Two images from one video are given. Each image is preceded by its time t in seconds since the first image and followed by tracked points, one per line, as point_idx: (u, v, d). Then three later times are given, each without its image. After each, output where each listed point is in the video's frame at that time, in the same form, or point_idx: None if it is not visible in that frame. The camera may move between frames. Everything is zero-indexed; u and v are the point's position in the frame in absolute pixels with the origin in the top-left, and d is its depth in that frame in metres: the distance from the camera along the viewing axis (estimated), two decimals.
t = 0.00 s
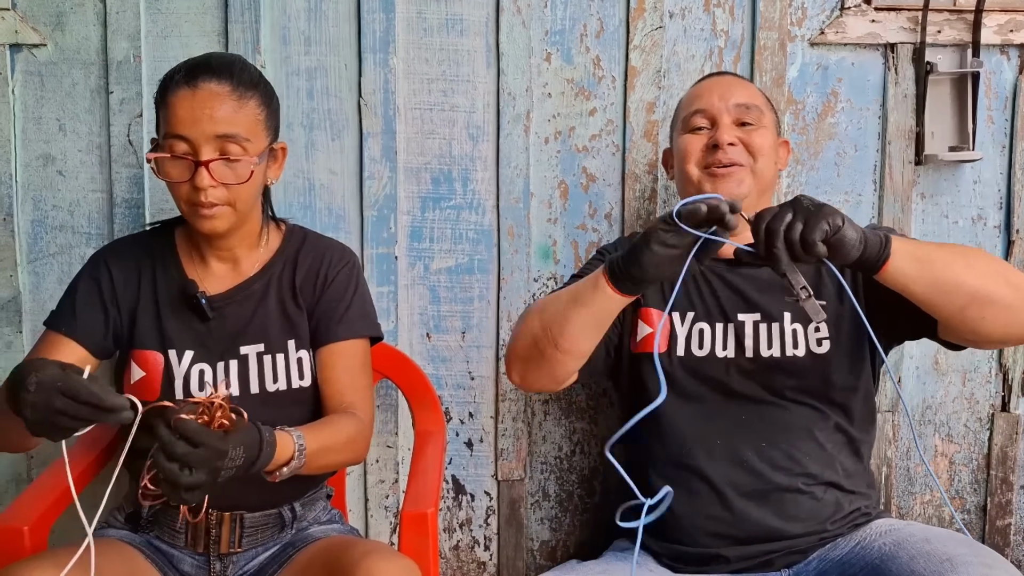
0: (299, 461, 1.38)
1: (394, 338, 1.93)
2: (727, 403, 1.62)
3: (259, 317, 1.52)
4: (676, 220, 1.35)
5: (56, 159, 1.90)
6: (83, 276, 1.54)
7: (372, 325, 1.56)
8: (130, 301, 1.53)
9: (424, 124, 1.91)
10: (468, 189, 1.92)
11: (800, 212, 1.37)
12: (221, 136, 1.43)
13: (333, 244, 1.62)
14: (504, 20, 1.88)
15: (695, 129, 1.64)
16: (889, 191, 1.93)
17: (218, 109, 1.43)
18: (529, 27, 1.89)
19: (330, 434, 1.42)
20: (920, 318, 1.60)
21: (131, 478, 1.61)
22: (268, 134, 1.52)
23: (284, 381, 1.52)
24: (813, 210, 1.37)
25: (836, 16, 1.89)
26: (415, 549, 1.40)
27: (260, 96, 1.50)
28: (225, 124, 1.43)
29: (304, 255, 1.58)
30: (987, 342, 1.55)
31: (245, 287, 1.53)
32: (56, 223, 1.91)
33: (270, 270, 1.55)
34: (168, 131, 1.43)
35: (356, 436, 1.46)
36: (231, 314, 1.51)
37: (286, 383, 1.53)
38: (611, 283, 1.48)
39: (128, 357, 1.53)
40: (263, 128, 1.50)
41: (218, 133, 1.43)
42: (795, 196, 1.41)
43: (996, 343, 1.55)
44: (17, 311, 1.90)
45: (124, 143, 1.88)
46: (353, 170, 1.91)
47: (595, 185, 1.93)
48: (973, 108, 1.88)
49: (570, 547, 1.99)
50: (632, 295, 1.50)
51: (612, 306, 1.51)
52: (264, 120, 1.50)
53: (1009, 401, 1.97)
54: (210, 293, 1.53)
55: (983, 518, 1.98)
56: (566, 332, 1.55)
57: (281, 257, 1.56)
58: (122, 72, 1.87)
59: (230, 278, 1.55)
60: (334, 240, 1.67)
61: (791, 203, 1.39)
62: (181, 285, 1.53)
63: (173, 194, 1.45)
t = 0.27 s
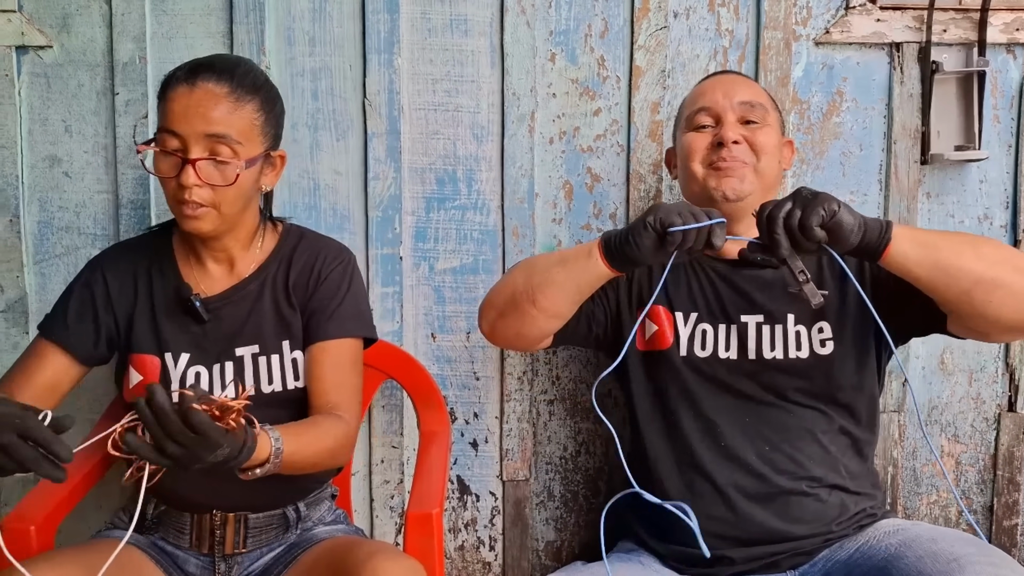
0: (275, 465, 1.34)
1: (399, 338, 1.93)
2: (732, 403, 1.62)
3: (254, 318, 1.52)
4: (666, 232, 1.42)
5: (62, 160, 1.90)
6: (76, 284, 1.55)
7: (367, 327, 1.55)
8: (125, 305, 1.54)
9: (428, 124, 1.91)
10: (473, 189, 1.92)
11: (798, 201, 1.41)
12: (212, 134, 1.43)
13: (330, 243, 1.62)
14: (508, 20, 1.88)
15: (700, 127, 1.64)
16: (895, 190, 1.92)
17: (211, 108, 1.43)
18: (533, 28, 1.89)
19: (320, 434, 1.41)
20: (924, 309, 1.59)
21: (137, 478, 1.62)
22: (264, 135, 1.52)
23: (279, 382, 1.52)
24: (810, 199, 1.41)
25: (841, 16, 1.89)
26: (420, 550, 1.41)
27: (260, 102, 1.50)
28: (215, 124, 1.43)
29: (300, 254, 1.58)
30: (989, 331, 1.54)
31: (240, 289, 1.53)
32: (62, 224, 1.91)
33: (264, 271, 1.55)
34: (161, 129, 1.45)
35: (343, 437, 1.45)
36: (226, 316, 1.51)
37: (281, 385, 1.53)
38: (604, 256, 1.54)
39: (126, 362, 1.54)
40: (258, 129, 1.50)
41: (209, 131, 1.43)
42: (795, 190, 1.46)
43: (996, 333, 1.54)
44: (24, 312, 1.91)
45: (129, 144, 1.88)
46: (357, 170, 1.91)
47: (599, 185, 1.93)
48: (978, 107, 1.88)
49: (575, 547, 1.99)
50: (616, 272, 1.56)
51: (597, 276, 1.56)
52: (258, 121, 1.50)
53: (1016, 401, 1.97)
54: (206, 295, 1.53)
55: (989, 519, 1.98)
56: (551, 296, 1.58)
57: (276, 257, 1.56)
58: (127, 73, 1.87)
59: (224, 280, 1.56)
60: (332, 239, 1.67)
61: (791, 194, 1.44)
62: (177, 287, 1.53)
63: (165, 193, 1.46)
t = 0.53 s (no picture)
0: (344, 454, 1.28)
1: (402, 338, 1.94)
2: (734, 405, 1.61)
3: (251, 318, 1.53)
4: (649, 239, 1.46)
5: (65, 162, 1.91)
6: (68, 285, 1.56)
7: (372, 321, 1.55)
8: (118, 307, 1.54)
9: (430, 125, 1.91)
10: (475, 190, 1.93)
11: (798, 202, 1.44)
12: (208, 142, 1.43)
13: (325, 241, 1.62)
14: (510, 21, 1.88)
15: (693, 128, 1.64)
16: (897, 191, 1.92)
17: (206, 114, 1.43)
18: (535, 28, 1.89)
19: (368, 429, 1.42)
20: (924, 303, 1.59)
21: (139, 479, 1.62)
22: (256, 138, 1.51)
23: (276, 383, 1.53)
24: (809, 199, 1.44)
25: (843, 16, 1.89)
26: (422, 550, 1.41)
27: (250, 103, 1.50)
28: (212, 131, 1.43)
29: (295, 253, 1.58)
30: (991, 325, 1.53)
31: (236, 289, 1.53)
32: (66, 225, 1.92)
33: (260, 271, 1.55)
34: (155, 136, 1.43)
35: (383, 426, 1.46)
36: (222, 316, 1.52)
37: (277, 385, 1.53)
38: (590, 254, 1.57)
39: (123, 365, 1.54)
40: (253, 135, 1.50)
41: (205, 139, 1.42)
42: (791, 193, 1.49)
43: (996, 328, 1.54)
44: (28, 312, 1.91)
45: (133, 145, 1.89)
46: (360, 171, 1.92)
47: (602, 185, 1.94)
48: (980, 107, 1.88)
49: (578, 547, 1.99)
50: (599, 267, 1.58)
51: (582, 272, 1.59)
52: (252, 125, 1.49)
53: (1018, 401, 1.97)
54: (201, 295, 1.53)
55: (992, 519, 1.98)
56: (539, 292, 1.60)
57: (272, 257, 1.57)
58: (130, 74, 1.88)
59: (219, 280, 1.56)
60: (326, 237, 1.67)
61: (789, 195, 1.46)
62: (172, 288, 1.53)
63: (161, 199, 1.46)
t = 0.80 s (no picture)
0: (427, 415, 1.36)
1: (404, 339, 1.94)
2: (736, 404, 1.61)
3: (255, 316, 1.53)
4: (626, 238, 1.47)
5: (68, 162, 1.91)
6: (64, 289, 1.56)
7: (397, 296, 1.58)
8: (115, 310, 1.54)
9: (433, 125, 1.92)
10: (477, 190, 1.93)
11: (811, 203, 1.45)
12: (214, 148, 1.44)
13: (324, 236, 1.61)
14: (512, 21, 1.89)
15: (691, 128, 1.64)
16: (899, 190, 1.92)
17: (210, 118, 1.43)
18: (537, 28, 1.89)
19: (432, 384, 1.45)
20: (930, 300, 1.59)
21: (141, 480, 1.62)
22: (257, 139, 1.52)
23: (284, 378, 1.53)
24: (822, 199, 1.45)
25: (845, 16, 1.89)
26: (424, 550, 1.41)
27: (250, 104, 1.50)
28: (217, 136, 1.43)
29: (297, 250, 1.57)
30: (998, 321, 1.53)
31: (239, 288, 1.53)
32: (69, 226, 1.92)
33: (262, 269, 1.55)
34: (159, 142, 1.43)
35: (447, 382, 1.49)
36: (226, 316, 1.52)
37: (285, 380, 1.53)
38: (573, 254, 1.58)
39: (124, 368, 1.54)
40: (256, 139, 1.51)
41: (211, 145, 1.43)
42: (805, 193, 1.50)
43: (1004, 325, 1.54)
44: (30, 312, 1.92)
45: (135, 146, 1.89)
46: (362, 171, 1.92)
47: (604, 186, 1.94)
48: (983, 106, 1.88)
49: (580, 547, 1.99)
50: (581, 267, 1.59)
51: (566, 273, 1.60)
52: (254, 127, 1.50)
53: (1021, 401, 1.96)
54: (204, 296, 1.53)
55: (994, 518, 1.98)
56: (528, 293, 1.61)
57: (273, 255, 1.57)
58: (133, 75, 1.88)
59: (221, 280, 1.56)
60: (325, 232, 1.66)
61: (802, 196, 1.48)
62: (174, 290, 1.53)
63: (167, 205, 1.46)
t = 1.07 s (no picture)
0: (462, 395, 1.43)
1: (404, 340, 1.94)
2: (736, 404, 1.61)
3: (259, 314, 1.54)
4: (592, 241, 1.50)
5: (68, 163, 1.91)
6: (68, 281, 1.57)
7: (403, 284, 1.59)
8: (116, 308, 1.54)
9: (433, 126, 1.92)
10: (478, 191, 1.93)
11: (831, 231, 1.44)
12: (221, 150, 1.44)
13: (325, 235, 1.62)
14: (513, 22, 1.89)
15: (688, 130, 1.64)
16: (900, 191, 1.92)
17: (217, 121, 1.44)
18: (538, 29, 1.90)
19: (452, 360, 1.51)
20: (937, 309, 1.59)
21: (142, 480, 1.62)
22: (262, 140, 1.53)
23: (286, 376, 1.53)
24: (843, 228, 1.44)
25: (845, 16, 1.89)
26: (425, 551, 1.41)
27: (255, 106, 1.51)
28: (223, 139, 1.44)
29: (300, 250, 1.59)
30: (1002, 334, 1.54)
31: (243, 287, 1.54)
32: (69, 227, 1.92)
33: (266, 268, 1.56)
34: (165, 145, 1.44)
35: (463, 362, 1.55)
36: (230, 314, 1.53)
37: (288, 378, 1.54)
38: (548, 258, 1.60)
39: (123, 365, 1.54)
40: (259, 140, 1.52)
41: (218, 148, 1.44)
42: (828, 211, 1.49)
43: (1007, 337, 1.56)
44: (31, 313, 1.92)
45: (136, 147, 1.89)
46: (362, 172, 1.92)
47: (604, 186, 1.94)
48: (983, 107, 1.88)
49: (580, 548, 1.99)
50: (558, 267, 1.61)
51: (547, 278, 1.63)
52: (259, 130, 1.51)
53: (1021, 401, 1.96)
54: (208, 294, 1.54)
55: (995, 519, 1.98)
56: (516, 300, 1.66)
57: (277, 255, 1.58)
58: (133, 76, 1.88)
59: (224, 279, 1.56)
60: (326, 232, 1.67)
61: (824, 219, 1.47)
62: (178, 288, 1.53)
63: (172, 206, 1.46)
